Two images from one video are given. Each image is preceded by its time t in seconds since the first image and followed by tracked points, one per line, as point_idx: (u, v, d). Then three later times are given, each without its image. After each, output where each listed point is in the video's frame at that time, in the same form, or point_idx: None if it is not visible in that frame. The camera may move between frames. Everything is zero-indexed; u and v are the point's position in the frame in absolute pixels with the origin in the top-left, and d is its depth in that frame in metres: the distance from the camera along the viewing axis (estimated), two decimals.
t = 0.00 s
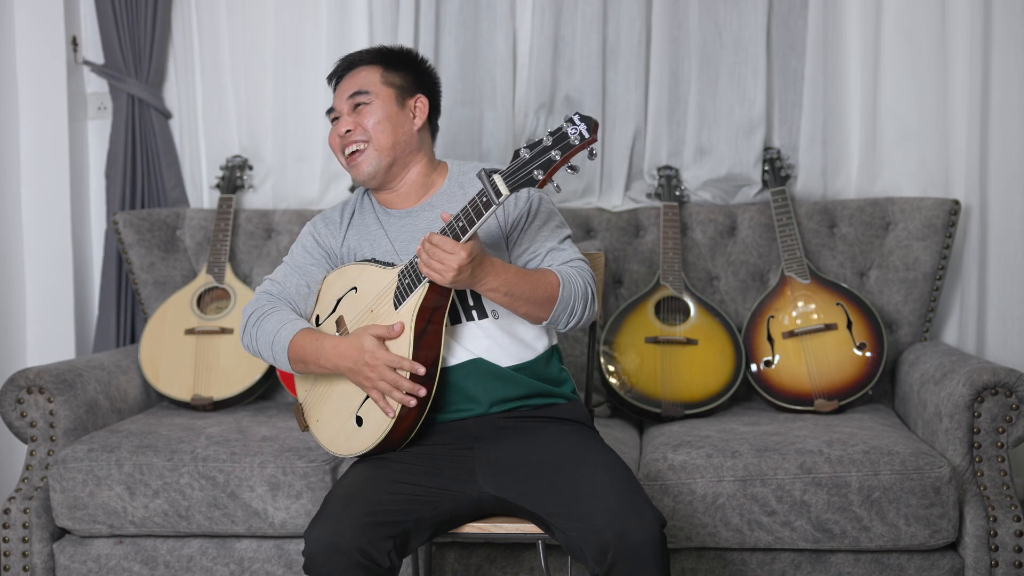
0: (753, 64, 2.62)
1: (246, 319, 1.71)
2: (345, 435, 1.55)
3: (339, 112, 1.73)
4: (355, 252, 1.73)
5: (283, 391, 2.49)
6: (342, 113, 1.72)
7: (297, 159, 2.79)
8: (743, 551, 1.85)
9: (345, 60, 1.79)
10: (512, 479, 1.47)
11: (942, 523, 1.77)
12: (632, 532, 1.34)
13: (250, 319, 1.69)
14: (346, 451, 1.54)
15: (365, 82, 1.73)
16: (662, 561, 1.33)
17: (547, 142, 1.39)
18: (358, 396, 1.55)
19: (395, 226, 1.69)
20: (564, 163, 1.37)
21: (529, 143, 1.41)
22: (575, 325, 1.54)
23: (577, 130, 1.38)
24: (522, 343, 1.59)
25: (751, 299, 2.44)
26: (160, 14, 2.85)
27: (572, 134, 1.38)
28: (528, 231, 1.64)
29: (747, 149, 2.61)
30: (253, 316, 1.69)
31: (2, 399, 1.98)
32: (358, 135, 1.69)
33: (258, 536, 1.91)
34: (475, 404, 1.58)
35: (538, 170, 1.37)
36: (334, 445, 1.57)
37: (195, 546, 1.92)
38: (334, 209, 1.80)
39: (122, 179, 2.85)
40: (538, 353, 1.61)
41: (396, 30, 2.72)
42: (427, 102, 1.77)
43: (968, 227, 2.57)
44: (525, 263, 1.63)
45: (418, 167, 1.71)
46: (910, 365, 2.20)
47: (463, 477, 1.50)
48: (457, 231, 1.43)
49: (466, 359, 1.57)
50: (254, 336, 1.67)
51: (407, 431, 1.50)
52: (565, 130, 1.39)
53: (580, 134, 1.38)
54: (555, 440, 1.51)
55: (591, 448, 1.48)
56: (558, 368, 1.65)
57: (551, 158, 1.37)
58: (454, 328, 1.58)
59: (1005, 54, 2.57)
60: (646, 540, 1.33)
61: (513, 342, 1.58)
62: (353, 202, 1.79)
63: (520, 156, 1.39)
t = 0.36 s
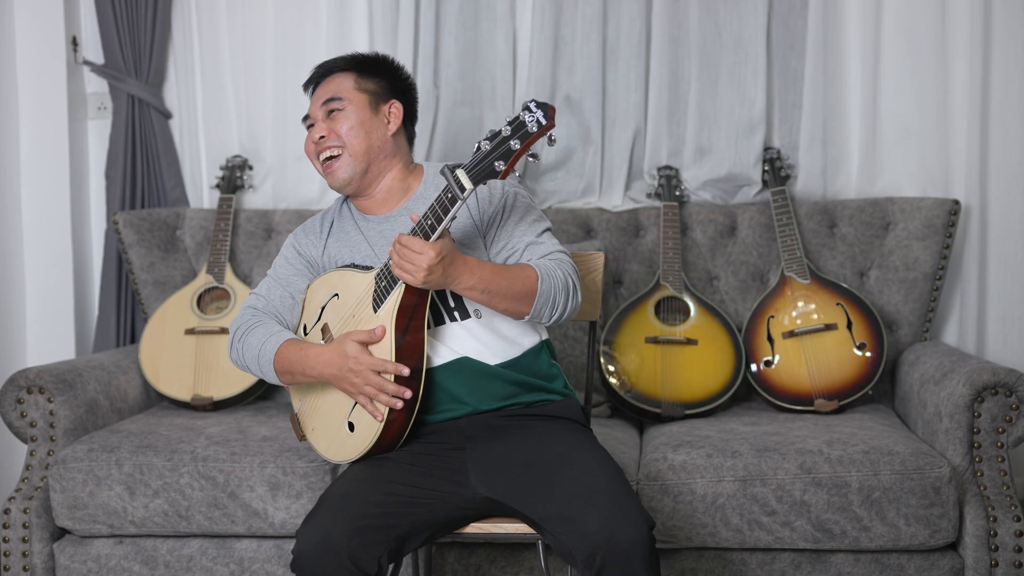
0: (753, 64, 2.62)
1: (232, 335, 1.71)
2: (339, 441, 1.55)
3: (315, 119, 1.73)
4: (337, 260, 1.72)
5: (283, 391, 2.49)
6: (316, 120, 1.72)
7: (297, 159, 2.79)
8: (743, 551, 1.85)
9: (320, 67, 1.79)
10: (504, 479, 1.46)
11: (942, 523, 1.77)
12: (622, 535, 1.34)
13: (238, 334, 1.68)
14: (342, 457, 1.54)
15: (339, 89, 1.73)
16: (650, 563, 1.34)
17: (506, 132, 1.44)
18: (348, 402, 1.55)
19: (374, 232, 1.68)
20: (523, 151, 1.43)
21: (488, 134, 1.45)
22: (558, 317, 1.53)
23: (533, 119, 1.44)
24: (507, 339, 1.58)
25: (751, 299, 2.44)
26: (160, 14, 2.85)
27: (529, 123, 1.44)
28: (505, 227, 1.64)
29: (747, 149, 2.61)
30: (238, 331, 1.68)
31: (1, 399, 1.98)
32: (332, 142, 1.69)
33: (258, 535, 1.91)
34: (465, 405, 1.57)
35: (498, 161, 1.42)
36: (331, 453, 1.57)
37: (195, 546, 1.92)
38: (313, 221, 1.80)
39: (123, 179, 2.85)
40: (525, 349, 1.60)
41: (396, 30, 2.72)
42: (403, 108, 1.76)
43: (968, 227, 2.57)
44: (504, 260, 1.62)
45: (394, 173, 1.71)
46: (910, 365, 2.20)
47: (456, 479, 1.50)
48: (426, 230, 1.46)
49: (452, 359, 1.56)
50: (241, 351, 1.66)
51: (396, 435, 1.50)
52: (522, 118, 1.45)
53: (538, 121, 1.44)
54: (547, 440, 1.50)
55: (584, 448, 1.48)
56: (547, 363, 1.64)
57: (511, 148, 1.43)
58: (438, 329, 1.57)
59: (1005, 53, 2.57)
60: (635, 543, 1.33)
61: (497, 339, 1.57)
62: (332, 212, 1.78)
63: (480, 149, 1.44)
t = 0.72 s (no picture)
0: (753, 64, 2.62)
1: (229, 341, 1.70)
2: (340, 443, 1.55)
3: (312, 120, 1.73)
4: (334, 263, 1.72)
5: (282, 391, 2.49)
6: (313, 121, 1.73)
7: (297, 159, 2.79)
8: (743, 551, 1.85)
9: (319, 68, 1.79)
10: (504, 479, 1.47)
11: (942, 523, 1.77)
12: (622, 535, 1.34)
13: (237, 338, 1.68)
14: (343, 458, 1.54)
15: (337, 90, 1.73)
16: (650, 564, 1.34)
17: (501, 131, 1.45)
18: (348, 404, 1.55)
19: (371, 235, 1.68)
20: (520, 149, 1.44)
21: (482, 134, 1.46)
22: (558, 314, 1.53)
23: (528, 117, 1.45)
24: (507, 338, 1.58)
25: (751, 299, 2.44)
26: (160, 14, 2.85)
27: (524, 121, 1.46)
28: (502, 226, 1.64)
29: (747, 149, 2.61)
30: (236, 335, 1.68)
31: (1, 400, 1.98)
32: (328, 143, 1.69)
33: (258, 535, 1.91)
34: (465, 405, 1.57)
35: (494, 159, 1.42)
36: (331, 455, 1.57)
37: (195, 546, 1.92)
38: (311, 222, 1.80)
39: (123, 179, 2.85)
40: (525, 348, 1.60)
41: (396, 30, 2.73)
42: (400, 110, 1.76)
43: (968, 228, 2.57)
44: (503, 259, 1.62)
45: (390, 175, 1.71)
46: (910, 365, 2.20)
47: (455, 479, 1.50)
48: (423, 230, 1.46)
49: (452, 359, 1.56)
50: (240, 355, 1.66)
51: (397, 436, 1.50)
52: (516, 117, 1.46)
53: (532, 119, 1.45)
54: (547, 440, 1.51)
55: (584, 449, 1.48)
56: (546, 361, 1.64)
57: (507, 146, 1.44)
58: (436, 330, 1.57)
59: (1005, 53, 2.56)
60: (635, 543, 1.33)
61: (496, 338, 1.57)
62: (331, 213, 1.78)
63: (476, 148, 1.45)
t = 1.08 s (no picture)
0: (753, 64, 2.62)
1: (229, 339, 1.70)
2: (340, 442, 1.55)
3: (314, 118, 1.73)
4: (335, 262, 1.72)
5: (283, 391, 2.50)
6: (316, 119, 1.73)
7: (297, 159, 2.79)
8: (743, 551, 1.85)
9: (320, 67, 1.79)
10: (503, 479, 1.47)
11: (942, 523, 1.77)
12: (621, 534, 1.34)
13: (236, 337, 1.67)
14: (344, 458, 1.54)
15: (339, 89, 1.73)
16: (650, 564, 1.34)
17: (508, 136, 1.45)
18: (349, 404, 1.55)
19: (373, 234, 1.68)
20: (527, 154, 1.44)
21: (489, 138, 1.47)
22: (561, 314, 1.53)
23: (535, 122, 1.45)
24: (507, 338, 1.59)
25: (751, 299, 2.44)
26: (160, 14, 2.85)
27: (531, 126, 1.46)
28: (505, 225, 1.64)
29: (747, 149, 2.61)
30: (237, 333, 1.67)
31: (2, 400, 1.98)
32: (331, 140, 1.69)
33: (258, 535, 1.91)
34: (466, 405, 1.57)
35: (501, 164, 1.43)
36: (332, 455, 1.57)
37: (195, 546, 1.92)
38: (311, 221, 1.80)
39: (123, 179, 2.85)
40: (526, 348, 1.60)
41: (396, 30, 2.73)
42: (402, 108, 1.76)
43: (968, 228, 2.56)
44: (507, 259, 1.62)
45: (392, 172, 1.71)
46: (910, 364, 2.20)
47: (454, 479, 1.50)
48: (428, 233, 1.46)
49: (453, 359, 1.56)
50: (240, 354, 1.65)
51: (398, 436, 1.50)
52: (523, 122, 1.46)
53: (539, 124, 1.45)
54: (547, 440, 1.51)
55: (585, 449, 1.48)
56: (547, 361, 1.64)
57: (514, 151, 1.44)
58: (438, 330, 1.57)
59: (1005, 53, 2.56)
60: (635, 543, 1.34)
61: (497, 338, 1.58)
62: (331, 212, 1.78)
63: (483, 153, 1.46)
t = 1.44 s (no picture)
0: (753, 64, 2.62)
1: (235, 331, 1.70)
2: (341, 440, 1.55)
3: (322, 122, 1.72)
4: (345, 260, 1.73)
5: (283, 391, 2.50)
6: (323, 122, 1.71)
7: (297, 159, 2.79)
8: (743, 551, 1.85)
9: (326, 70, 1.79)
10: (502, 478, 1.46)
11: (942, 523, 1.77)
12: (619, 534, 1.34)
13: (242, 329, 1.67)
14: (344, 456, 1.54)
15: (346, 91, 1.73)
16: (647, 564, 1.34)
17: (529, 149, 1.43)
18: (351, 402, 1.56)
19: (385, 234, 1.69)
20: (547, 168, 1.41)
21: (511, 149, 1.44)
22: (566, 330, 1.54)
23: (558, 137, 1.43)
24: (513, 346, 1.60)
25: (751, 299, 2.44)
26: (160, 15, 2.85)
27: (553, 141, 1.43)
28: (516, 236, 1.64)
29: (747, 149, 2.61)
30: (243, 326, 1.67)
31: (1, 400, 1.98)
32: (340, 143, 1.68)
33: (258, 535, 1.91)
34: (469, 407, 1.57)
35: (521, 177, 1.40)
36: (330, 450, 1.58)
37: (195, 546, 1.92)
38: (321, 216, 1.79)
39: (123, 178, 2.85)
40: (531, 356, 1.61)
41: (396, 29, 2.72)
42: (411, 110, 1.76)
43: (968, 228, 2.56)
44: (516, 270, 1.63)
45: (402, 175, 1.70)
46: (910, 365, 2.20)
47: (454, 478, 1.50)
48: (442, 240, 1.45)
49: (458, 368, 1.57)
50: (246, 346, 1.65)
51: (400, 436, 1.51)
52: (546, 136, 1.44)
53: (562, 139, 1.42)
54: (546, 440, 1.51)
55: (583, 449, 1.48)
56: (550, 367, 1.65)
57: (534, 165, 1.41)
58: (445, 335, 1.58)
59: (1005, 53, 2.56)
60: (631, 543, 1.34)
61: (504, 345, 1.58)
62: (342, 208, 1.78)
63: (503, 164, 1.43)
